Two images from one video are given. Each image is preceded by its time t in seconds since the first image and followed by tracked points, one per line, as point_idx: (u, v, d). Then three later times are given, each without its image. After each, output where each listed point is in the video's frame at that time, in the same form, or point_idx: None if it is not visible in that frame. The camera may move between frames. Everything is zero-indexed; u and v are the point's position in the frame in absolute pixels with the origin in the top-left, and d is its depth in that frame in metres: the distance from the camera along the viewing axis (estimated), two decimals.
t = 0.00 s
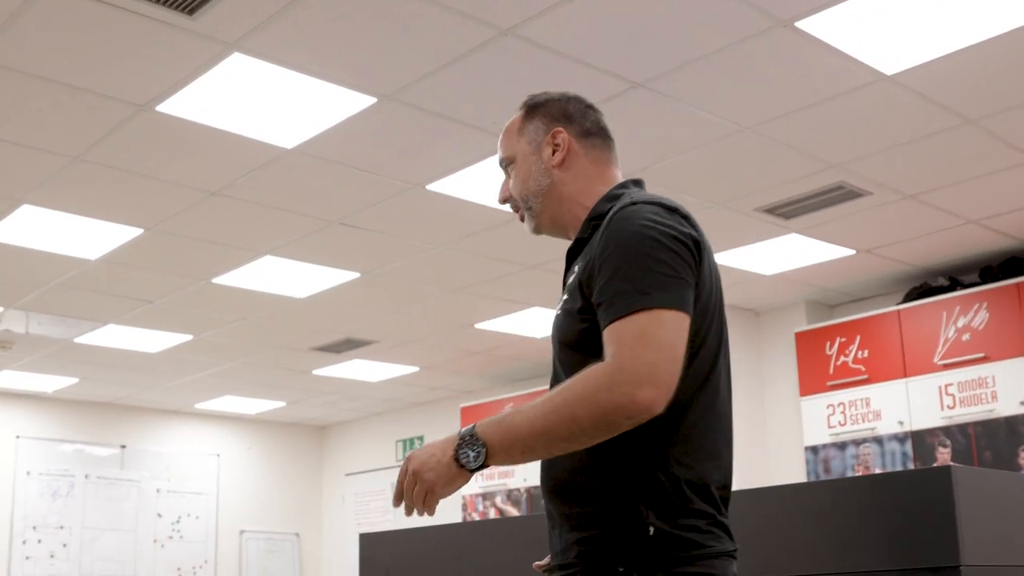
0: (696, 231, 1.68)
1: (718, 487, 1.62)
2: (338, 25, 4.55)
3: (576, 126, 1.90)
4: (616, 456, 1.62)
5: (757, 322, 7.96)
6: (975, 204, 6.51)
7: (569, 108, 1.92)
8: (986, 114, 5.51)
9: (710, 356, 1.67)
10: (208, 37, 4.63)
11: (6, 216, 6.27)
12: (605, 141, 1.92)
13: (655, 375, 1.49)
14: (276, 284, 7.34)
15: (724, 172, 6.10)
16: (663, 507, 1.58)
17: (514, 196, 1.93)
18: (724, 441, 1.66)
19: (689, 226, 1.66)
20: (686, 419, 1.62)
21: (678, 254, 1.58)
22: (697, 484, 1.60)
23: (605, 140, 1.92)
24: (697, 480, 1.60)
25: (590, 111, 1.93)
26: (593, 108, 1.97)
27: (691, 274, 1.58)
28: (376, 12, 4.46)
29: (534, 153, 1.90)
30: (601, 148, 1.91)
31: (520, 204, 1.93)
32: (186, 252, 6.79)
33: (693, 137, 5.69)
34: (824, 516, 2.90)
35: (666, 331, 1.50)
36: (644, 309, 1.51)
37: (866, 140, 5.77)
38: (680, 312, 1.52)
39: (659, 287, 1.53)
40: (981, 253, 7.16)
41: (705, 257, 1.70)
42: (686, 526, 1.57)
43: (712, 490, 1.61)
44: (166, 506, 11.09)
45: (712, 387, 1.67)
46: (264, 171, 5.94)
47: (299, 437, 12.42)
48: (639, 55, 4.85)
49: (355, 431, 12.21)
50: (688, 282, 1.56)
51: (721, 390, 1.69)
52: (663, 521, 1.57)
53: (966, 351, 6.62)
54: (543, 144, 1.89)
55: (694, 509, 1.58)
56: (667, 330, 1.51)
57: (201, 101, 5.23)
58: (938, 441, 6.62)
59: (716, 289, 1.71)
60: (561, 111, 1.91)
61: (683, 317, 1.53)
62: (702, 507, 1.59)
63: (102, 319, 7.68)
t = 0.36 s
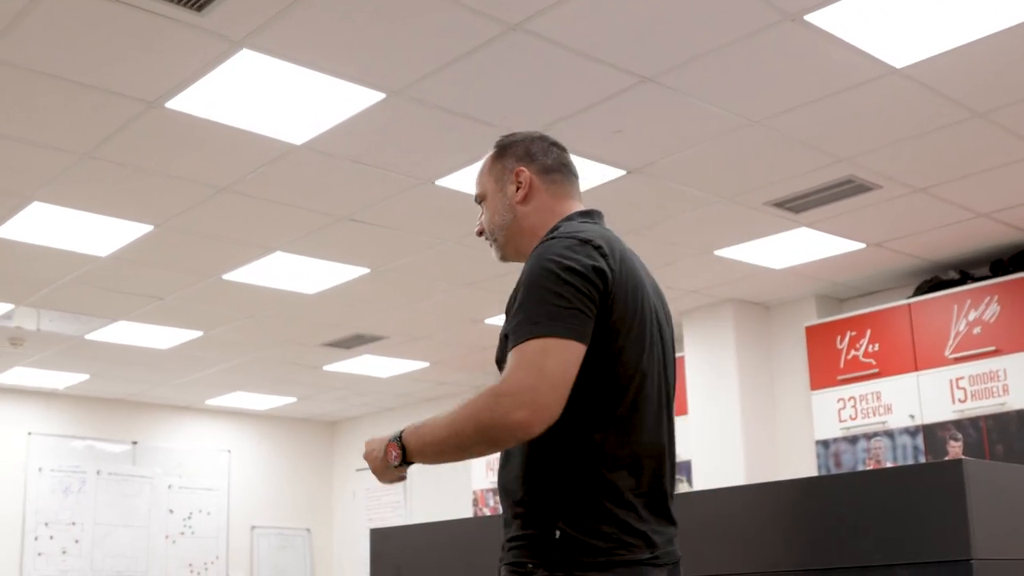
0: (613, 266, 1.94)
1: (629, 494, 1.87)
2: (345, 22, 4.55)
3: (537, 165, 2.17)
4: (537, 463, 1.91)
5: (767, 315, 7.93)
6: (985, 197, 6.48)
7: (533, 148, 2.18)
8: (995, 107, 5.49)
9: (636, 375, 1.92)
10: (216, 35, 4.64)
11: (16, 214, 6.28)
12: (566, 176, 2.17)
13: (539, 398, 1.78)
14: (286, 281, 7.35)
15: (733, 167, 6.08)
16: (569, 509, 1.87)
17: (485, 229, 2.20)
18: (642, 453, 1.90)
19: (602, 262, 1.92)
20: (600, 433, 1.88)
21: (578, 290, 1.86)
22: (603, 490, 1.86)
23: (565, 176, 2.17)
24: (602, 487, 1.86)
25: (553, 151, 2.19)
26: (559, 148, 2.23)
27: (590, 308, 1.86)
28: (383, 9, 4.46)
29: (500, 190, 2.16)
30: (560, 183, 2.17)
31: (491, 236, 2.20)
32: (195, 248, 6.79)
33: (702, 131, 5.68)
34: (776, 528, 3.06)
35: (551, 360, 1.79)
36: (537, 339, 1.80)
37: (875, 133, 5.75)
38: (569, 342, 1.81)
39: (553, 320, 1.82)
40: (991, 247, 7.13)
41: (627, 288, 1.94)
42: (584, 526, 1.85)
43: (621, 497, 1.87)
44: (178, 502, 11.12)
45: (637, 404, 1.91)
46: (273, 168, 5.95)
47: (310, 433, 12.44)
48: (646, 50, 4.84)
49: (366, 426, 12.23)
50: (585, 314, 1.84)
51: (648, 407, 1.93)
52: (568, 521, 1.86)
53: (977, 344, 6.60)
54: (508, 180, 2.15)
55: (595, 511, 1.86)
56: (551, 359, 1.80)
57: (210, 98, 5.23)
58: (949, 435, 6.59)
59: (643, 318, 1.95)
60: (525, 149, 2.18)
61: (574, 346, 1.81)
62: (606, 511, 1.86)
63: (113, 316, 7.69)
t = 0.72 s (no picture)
0: (545, 277, 1.99)
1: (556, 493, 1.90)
2: (367, 11, 4.54)
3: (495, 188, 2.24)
4: (475, 465, 1.97)
5: (791, 303, 7.87)
6: (1011, 183, 6.43)
7: (490, 173, 2.25)
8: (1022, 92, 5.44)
9: (571, 381, 1.95)
10: (239, 25, 4.63)
11: (42, 205, 6.31)
12: (522, 196, 2.23)
13: (461, 404, 1.84)
14: (309, 270, 7.36)
15: (755, 155, 6.05)
16: (498, 510, 1.92)
17: (456, 255, 2.27)
18: (573, 457, 1.93)
19: (532, 273, 1.97)
20: (531, 439, 1.92)
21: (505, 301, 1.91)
22: (531, 491, 1.90)
23: (522, 196, 2.23)
24: (529, 488, 1.90)
25: (509, 174, 2.26)
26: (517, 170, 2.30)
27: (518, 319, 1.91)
28: None
29: (462, 217, 2.23)
30: (518, 203, 2.23)
31: (462, 261, 2.27)
32: (219, 238, 6.81)
33: (725, 118, 5.65)
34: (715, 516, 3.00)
35: (471, 369, 1.85)
36: (461, 350, 1.86)
37: (900, 119, 5.71)
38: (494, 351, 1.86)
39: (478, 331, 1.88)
40: (1018, 233, 7.07)
41: (560, 297, 1.98)
42: (510, 527, 1.89)
43: (548, 497, 1.90)
44: (203, 491, 11.17)
45: (572, 409, 1.94)
46: (296, 157, 5.95)
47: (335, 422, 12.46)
48: (669, 37, 4.81)
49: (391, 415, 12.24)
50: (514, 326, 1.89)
51: (583, 413, 1.96)
52: (496, 521, 1.91)
53: (1003, 331, 6.54)
54: (466, 205, 2.22)
55: (520, 510, 1.90)
56: (476, 367, 1.85)
57: (232, 87, 5.23)
58: (975, 422, 6.54)
59: (578, 326, 1.99)
60: (482, 174, 2.25)
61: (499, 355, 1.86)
62: (532, 509, 1.89)
63: (137, 306, 7.72)
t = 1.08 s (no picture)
0: (430, 283, 1.89)
1: (441, 502, 1.78)
2: None
3: (411, 199, 2.17)
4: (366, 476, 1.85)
5: (812, 290, 7.83)
6: None
7: (407, 184, 2.18)
8: None
9: (457, 388, 1.84)
10: (258, 13, 4.62)
11: (63, 194, 6.32)
12: (437, 206, 2.16)
13: (355, 417, 1.74)
14: (329, 258, 7.35)
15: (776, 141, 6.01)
16: (377, 523, 1.79)
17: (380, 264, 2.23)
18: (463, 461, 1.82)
19: (415, 280, 1.88)
20: (416, 444, 1.81)
21: (388, 309, 1.82)
22: (413, 501, 1.77)
23: (436, 206, 2.16)
24: (411, 498, 1.78)
25: (428, 184, 2.18)
26: (436, 178, 2.22)
27: (403, 328, 1.81)
28: None
29: (378, 227, 2.18)
30: (434, 213, 2.16)
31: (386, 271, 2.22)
32: (239, 227, 6.81)
33: (746, 104, 5.61)
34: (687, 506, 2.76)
35: (372, 378, 1.76)
36: (358, 356, 1.78)
37: (922, 104, 5.66)
38: (379, 361, 1.77)
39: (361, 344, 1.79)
40: None
41: (447, 304, 1.89)
42: (391, 540, 1.76)
43: (432, 506, 1.77)
44: (224, 479, 11.20)
45: (461, 417, 1.83)
46: (316, 145, 5.94)
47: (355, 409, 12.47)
48: (690, 22, 4.78)
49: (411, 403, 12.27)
50: (403, 339, 1.80)
51: (473, 421, 1.84)
52: (376, 534, 1.77)
53: None
54: (382, 219, 2.16)
55: (400, 521, 1.76)
56: (374, 377, 1.76)
57: (252, 76, 5.23)
58: (997, 409, 6.46)
59: (470, 333, 1.89)
60: (398, 186, 2.18)
61: (384, 365, 1.77)
62: (413, 520, 1.76)
63: (158, 295, 7.74)
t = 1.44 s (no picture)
0: (366, 286, 2.07)
1: (386, 488, 1.95)
2: None
3: (359, 203, 2.33)
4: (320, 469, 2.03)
5: (842, 275, 7.76)
6: None
7: (358, 188, 2.34)
8: None
9: (396, 381, 2.01)
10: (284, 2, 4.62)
11: (93, 184, 6.34)
12: (383, 209, 2.31)
13: (286, 410, 1.95)
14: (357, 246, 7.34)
15: (805, 126, 5.97)
16: (331, 507, 1.97)
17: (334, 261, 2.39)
18: (406, 448, 1.99)
19: (352, 285, 2.05)
20: (361, 436, 1.98)
21: (325, 312, 2.00)
22: (360, 486, 1.96)
23: (382, 208, 2.32)
24: (359, 484, 1.96)
25: (378, 189, 2.34)
26: (385, 182, 2.38)
27: (337, 330, 2.00)
28: None
29: (332, 227, 2.35)
30: (381, 214, 2.32)
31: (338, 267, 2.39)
32: (267, 215, 6.81)
33: (774, 89, 5.57)
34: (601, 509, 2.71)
35: (298, 372, 1.95)
36: (288, 354, 1.97)
37: (952, 87, 5.60)
38: (314, 360, 1.96)
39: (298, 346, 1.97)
40: None
41: (382, 304, 2.06)
42: (342, 523, 1.94)
43: (378, 489, 1.95)
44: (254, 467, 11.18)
45: (400, 408, 2.01)
46: (343, 133, 5.94)
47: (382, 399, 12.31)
48: (717, 7, 4.75)
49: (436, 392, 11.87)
50: (334, 337, 1.99)
51: (412, 411, 2.01)
52: (330, 517, 1.96)
53: None
54: (333, 222, 2.33)
55: (352, 505, 1.95)
56: (302, 371, 1.95)
57: (279, 65, 5.23)
58: None
59: (403, 329, 2.06)
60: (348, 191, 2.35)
61: (319, 363, 1.96)
62: (361, 504, 1.94)
63: (188, 284, 7.76)
